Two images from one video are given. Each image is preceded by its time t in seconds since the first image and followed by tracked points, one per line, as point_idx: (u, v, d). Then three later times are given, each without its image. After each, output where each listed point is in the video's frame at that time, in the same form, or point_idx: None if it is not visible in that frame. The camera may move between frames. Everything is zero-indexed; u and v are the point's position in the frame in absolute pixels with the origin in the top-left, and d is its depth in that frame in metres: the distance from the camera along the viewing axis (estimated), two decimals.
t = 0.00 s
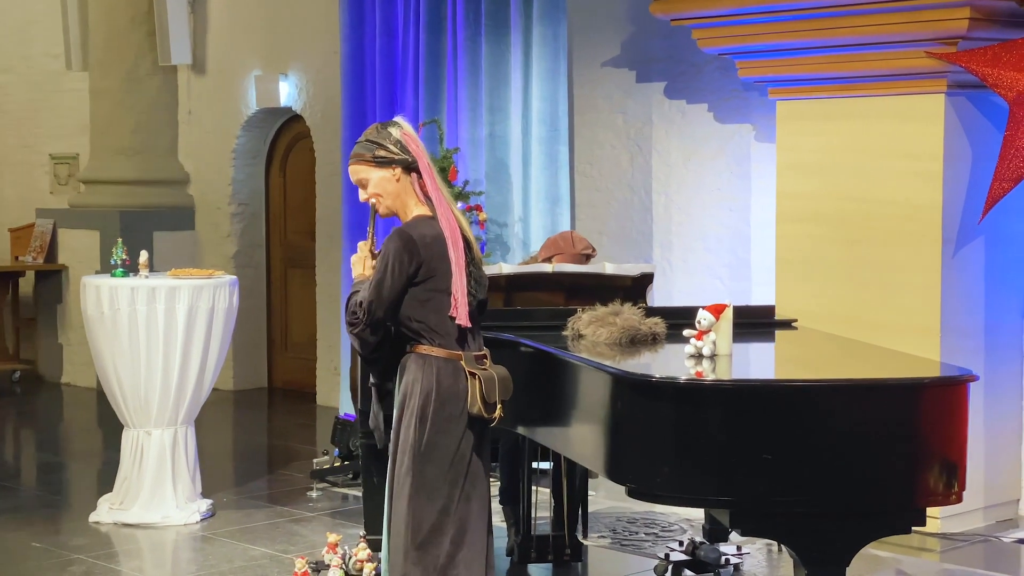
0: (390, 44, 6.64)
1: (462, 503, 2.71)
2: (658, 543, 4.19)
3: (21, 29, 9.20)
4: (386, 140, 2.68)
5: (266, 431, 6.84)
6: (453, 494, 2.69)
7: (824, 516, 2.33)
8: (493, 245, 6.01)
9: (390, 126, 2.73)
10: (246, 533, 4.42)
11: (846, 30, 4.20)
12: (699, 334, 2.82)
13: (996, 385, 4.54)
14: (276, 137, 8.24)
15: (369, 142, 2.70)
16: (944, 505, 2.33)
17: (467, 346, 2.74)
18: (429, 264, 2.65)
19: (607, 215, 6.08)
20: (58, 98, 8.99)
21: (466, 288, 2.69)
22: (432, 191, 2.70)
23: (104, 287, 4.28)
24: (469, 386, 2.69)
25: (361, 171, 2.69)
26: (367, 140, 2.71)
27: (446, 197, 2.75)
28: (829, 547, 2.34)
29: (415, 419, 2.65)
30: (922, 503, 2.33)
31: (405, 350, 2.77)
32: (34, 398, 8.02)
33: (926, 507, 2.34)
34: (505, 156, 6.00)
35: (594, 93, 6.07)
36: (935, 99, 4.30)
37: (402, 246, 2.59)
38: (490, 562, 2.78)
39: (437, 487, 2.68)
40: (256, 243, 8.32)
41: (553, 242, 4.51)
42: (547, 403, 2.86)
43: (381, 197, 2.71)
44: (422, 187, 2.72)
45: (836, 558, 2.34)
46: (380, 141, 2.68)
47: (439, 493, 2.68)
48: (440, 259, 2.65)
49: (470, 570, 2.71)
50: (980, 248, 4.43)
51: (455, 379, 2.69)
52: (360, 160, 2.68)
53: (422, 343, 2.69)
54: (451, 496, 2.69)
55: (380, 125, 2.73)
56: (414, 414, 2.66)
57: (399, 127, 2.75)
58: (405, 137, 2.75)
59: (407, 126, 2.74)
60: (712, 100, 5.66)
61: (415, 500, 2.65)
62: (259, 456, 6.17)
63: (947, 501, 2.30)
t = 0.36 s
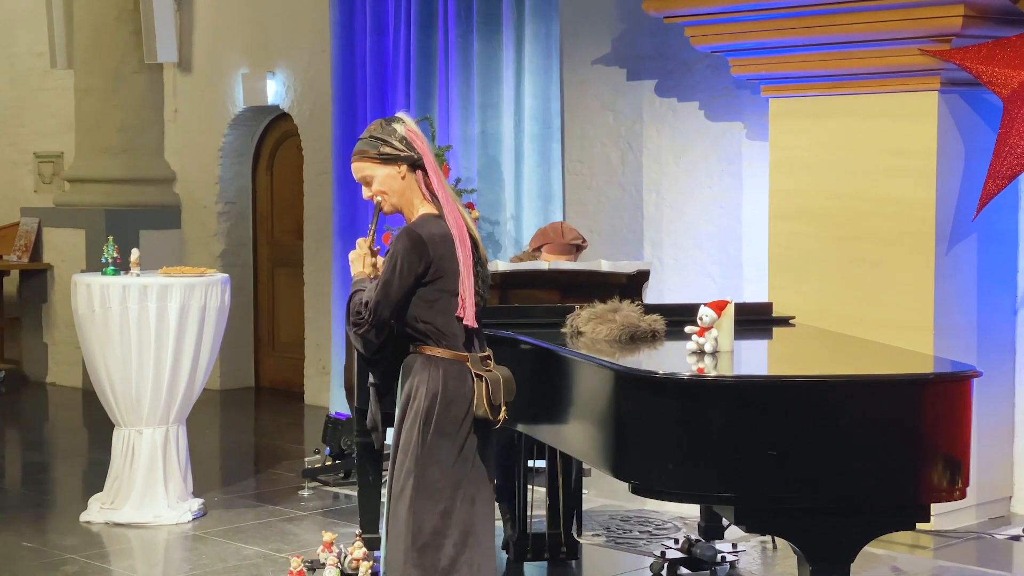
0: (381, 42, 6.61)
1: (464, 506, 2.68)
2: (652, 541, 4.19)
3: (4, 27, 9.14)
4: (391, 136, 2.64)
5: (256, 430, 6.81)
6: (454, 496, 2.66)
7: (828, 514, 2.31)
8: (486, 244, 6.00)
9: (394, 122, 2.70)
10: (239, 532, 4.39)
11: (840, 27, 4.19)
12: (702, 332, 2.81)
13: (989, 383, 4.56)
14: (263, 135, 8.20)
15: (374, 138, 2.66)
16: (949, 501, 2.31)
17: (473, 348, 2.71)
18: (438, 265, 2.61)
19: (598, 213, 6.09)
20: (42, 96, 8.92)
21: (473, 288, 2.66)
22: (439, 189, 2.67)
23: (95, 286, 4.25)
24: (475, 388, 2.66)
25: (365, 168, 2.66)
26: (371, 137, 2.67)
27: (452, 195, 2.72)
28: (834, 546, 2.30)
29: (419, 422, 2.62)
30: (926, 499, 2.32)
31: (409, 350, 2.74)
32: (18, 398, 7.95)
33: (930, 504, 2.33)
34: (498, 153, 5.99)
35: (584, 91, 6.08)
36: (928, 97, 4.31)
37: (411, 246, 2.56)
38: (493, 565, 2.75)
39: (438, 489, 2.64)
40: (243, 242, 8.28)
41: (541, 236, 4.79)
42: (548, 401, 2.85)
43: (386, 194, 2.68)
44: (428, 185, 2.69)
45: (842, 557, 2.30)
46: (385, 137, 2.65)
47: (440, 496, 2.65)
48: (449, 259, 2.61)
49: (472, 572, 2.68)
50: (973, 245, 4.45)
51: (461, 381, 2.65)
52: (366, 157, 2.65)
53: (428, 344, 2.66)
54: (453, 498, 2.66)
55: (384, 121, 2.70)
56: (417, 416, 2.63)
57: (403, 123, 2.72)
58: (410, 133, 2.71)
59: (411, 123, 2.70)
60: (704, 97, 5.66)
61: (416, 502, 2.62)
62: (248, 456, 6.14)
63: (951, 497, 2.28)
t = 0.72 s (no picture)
0: (373, 39, 6.58)
1: (470, 508, 2.65)
2: (649, 540, 4.18)
3: None
4: (399, 132, 2.62)
5: (246, 430, 6.78)
6: (461, 498, 2.64)
7: (838, 510, 2.30)
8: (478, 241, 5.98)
9: (403, 117, 2.67)
10: (235, 532, 4.37)
11: (836, 25, 4.19)
12: (707, 329, 2.82)
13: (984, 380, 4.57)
14: (250, 133, 8.18)
15: (383, 133, 2.63)
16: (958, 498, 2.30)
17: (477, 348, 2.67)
18: (445, 265, 2.59)
19: (589, 211, 6.09)
20: (27, 94, 8.85)
21: (478, 290, 2.64)
22: (446, 187, 2.64)
23: (88, 284, 4.22)
24: (478, 390, 2.62)
25: (372, 163, 2.63)
26: (380, 131, 2.64)
27: (459, 194, 2.69)
28: (845, 543, 2.28)
29: (421, 423, 2.61)
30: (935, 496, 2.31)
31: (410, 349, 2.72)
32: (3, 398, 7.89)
33: (940, 500, 2.31)
34: (491, 151, 5.97)
35: (576, 89, 6.07)
36: (924, 94, 4.31)
37: (419, 246, 2.54)
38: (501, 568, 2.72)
39: (444, 491, 2.62)
40: (232, 241, 8.24)
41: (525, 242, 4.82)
42: (554, 399, 2.83)
43: (392, 191, 2.65)
44: (435, 183, 2.66)
45: (853, 556, 2.28)
46: (394, 133, 2.62)
47: (446, 498, 2.62)
48: (456, 260, 2.59)
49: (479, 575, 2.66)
50: (969, 243, 4.45)
51: (464, 382, 2.63)
52: (373, 151, 2.61)
53: (431, 343, 2.64)
54: (459, 500, 2.64)
55: (393, 116, 2.67)
56: (420, 417, 2.62)
57: (413, 118, 2.69)
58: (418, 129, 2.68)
59: (420, 119, 2.67)
60: (696, 96, 5.65)
61: (422, 504, 2.61)
62: (238, 456, 6.11)
63: (960, 494, 2.27)
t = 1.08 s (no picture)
0: (366, 38, 6.56)
1: (479, 510, 2.64)
2: (647, 541, 4.18)
3: None
4: (418, 128, 2.59)
5: (238, 432, 6.74)
6: (470, 500, 2.62)
7: (847, 512, 2.29)
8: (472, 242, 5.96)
9: (423, 112, 2.64)
10: (231, 534, 4.34)
11: (832, 26, 4.18)
12: (714, 329, 2.82)
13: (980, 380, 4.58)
14: (238, 134, 8.15)
15: (400, 126, 2.60)
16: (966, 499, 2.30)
17: (480, 349, 2.65)
18: (453, 265, 2.57)
19: (582, 212, 6.09)
20: (13, 94, 8.80)
21: (484, 295, 2.61)
22: (459, 188, 2.61)
23: (81, 285, 4.19)
24: (482, 390, 2.62)
25: (386, 155, 2.60)
26: (398, 124, 2.61)
27: (471, 194, 2.66)
28: (854, 544, 2.28)
29: (423, 423, 2.59)
30: (944, 497, 2.31)
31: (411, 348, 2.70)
32: None
33: (948, 502, 2.31)
34: (485, 151, 5.95)
35: (567, 90, 6.09)
36: (919, 95, 4.31)
37: (427, 244, 2.52)
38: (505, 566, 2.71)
39: (453, 493, 2.60)
40: (221, 241, 8.20)
41: (514, 233, 4.59)
42: (558, 400, 2.82)
43: (402, 185, 2.62)
44: (448, 182, 2.63)
45: (863, 558, 2.28)
46: (412, 128, 2.59)
47: (455, 500, 2.61)
48: (464, 261, 2.56)
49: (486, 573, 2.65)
50: (964, 243, 4.46)
51: (467, 382, 2.61)
52: (389, 143, 2.58)
53: (433, 343, 2.61)
54: (467, 502, 2.62)
55: (413, 110, 2.64)
56: (422, 417, 2.60)
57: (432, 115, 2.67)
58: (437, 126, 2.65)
59: (441, 116, 2.64)
60: (689, 96, 5.64)
61: (432, 506, 2.59)
62: (229, 458, 6.07)
63: (969, 495, 2.27)
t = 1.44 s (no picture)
0: (357, 39, 6.53)
1: (487, 511, 2.61)
2: (643, 543, 4.17)
3: None
4: (443, 126, 2.55)
5: (228, 434, 6.71)
6: (479, 501, 2.59)
7: (854, 514, 2.29)
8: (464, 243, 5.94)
9: (449, 109, 2.60)
10: (224, 537, 4.31)
11: (829, 26, 4.18)
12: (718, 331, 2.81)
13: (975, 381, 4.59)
14: (224, 134, 8.10)
15: (426, 121, 2.57)
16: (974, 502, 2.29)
17: (484, 349, 2.62)
18: (462, 265, 2.55)
19: (571, 212, 6.09)
20: None
21: (493, 301, 2.59)
22: (477, 190, 2.59)
23: (73, 287, 4.15)
24: (484, 391, 2.59)
25: (408, 148, 2.56)
26: (423, 118, 2.58)
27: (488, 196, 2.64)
28: (862, 545, 2.29)
29: (426, 423, 2.57)
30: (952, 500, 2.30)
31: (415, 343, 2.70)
32: None
33: (956, 504, 2.30)
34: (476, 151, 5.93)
35: (558, 90, 6.08)
36: (914, 96, 4.32)
37: (436, 243, 2.50)
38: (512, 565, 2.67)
39: (463, 494, 2.58)
40: (207, 241, 8.16)
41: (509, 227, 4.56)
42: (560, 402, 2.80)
43: (420, 181, 2.59)
44: (466, 183, 2.61)
45: (872, 558, 2.28)
46: (436, 125, 2.56)
47: (463, 501, 2.58)
48: (474, 263, 2.54)
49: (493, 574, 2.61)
50: (958, 244, 4.46)
51: (469, 382, 2.59)
52: (412, 138, 2.55)
53: (437, 342, 2.61)
54: (476, 503, 2.59)
55: (440, 106, 2.60)
56: (426, 417, 2.58)
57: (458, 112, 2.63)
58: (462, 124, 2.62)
59: (467, 115, 2.61)
60: (681, 97, 5.64)
61: (441, 507, 2.57)
62: (218, 460, 6.03)
63: (977, 498, 2.26)
